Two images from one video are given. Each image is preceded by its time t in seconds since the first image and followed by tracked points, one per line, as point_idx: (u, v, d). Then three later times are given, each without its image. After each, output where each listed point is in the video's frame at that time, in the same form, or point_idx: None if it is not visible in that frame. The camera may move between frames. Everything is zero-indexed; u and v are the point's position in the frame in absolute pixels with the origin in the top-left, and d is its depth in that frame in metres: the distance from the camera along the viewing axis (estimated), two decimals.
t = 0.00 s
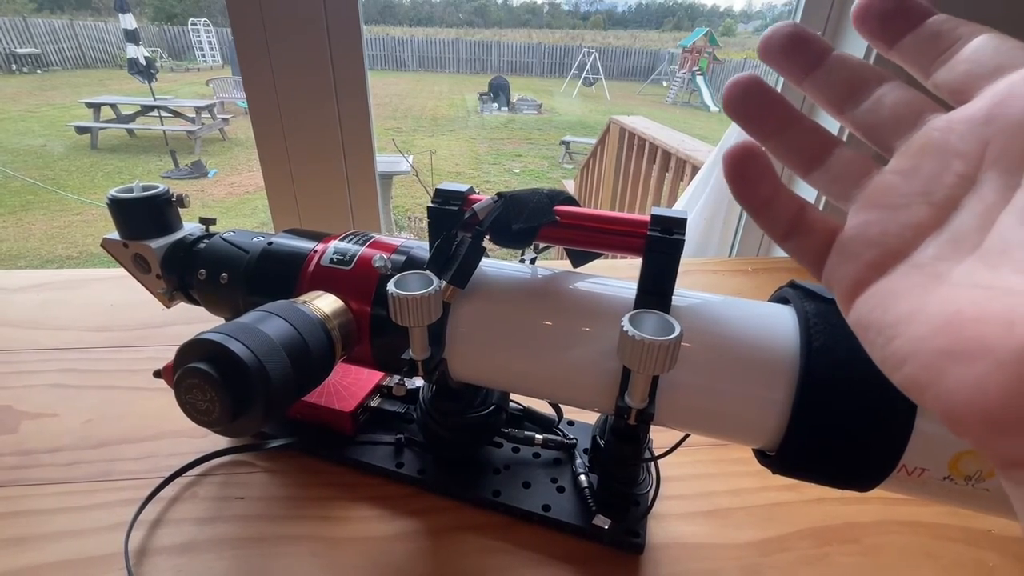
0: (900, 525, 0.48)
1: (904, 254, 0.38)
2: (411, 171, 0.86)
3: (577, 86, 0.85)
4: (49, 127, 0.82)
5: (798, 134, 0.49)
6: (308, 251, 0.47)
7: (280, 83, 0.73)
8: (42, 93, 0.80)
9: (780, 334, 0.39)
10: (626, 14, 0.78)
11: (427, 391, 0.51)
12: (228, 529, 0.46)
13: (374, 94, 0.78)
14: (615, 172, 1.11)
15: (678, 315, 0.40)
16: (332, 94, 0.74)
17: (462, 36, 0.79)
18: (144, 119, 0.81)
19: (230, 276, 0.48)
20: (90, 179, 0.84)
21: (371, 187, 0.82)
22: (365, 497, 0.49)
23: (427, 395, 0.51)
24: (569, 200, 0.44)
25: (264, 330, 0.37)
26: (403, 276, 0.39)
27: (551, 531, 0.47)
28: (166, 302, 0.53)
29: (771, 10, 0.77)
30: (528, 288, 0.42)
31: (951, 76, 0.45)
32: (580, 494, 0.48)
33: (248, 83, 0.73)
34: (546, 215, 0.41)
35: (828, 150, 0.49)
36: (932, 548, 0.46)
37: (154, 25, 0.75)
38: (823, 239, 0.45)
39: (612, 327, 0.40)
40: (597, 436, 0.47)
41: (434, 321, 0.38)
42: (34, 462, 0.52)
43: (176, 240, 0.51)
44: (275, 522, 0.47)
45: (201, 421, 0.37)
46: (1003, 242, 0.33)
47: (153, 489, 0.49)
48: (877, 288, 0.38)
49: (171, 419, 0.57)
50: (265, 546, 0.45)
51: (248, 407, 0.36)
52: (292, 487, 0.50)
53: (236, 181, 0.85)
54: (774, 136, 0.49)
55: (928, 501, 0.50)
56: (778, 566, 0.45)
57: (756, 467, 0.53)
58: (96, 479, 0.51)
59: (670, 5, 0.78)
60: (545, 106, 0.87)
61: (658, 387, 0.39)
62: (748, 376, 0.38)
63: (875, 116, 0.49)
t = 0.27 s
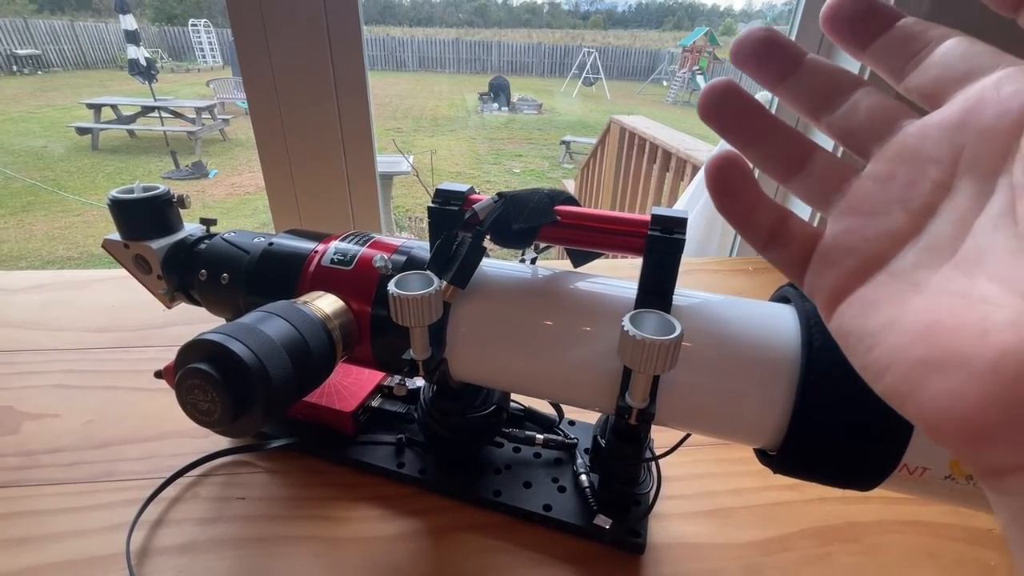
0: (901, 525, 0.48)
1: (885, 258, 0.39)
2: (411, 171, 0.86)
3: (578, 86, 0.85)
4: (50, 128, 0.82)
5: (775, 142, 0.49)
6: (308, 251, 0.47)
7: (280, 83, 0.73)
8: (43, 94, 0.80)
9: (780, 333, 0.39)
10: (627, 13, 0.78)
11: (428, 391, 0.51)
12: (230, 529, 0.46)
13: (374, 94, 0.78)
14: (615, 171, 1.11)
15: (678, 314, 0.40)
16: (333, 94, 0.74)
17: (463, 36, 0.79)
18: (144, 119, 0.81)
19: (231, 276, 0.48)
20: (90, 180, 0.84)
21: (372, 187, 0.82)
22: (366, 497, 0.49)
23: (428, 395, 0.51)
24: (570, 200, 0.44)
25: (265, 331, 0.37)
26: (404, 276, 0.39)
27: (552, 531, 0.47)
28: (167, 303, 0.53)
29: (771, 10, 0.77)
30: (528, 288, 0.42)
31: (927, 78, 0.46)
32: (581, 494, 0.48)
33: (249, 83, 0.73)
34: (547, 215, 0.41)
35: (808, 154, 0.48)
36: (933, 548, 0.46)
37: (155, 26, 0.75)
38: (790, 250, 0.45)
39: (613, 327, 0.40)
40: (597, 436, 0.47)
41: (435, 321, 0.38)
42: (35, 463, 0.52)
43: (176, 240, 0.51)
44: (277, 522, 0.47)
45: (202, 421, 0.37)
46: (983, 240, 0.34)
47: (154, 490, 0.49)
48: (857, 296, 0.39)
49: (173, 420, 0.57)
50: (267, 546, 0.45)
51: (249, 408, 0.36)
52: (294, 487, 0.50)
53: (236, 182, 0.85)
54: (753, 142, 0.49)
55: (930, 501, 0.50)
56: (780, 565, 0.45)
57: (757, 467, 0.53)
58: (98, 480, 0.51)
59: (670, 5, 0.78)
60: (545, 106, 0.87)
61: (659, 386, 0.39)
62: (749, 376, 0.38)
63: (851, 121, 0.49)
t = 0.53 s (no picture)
0: (903, 524, 0.48)
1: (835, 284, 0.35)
2: (412, 171, 0.87)
3: (577, 86, 0.85)
4: (51, 129, 0.82)
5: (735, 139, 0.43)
6: (309, 252, 0.47)
7: (281, 84, 0.73)
8: (45, 96, 0.80)
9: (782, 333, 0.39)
10: (626, 13, 0.77)
11: (429, 392, 0.51)
12: (233, 530, 0.46)
13: (374, 95, 0.78)
14: (615, 170, 1.11)
15: (680, 314, 0.40)
16: (334, 95, 0.74)
17: (463, 37, 0.79)
18: (146, 120, 0.81)
19: (233, 277, 0.48)
20: (92, 181, 0.84)
21: (373, 187, 0.82)
22: (368, 498, 0.49)
23: (430, 396, 0.51)
24: (572, 200, 0.44)
25: (267, 332, 0.37)
26: (405, 277, 0.39)
27: (554, 531, 0.47)
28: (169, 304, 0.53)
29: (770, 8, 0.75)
30: (529, 288, 0.42)
31: (870, 93, 0.39)
32: (583, 494, 0.48)
33: (249, 84, 0.73)
34: (548, 216, 0.41)
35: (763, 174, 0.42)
36: (935, 548, 0.46)
37: (156, 27, 0.75)
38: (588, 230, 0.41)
39: (615, 327, 0.40)
40: (598, 436, 0.47)
41: (437, 322, 0.38)
42: (38, 464, 0.52)
43: (177, 241, 0.51)
44: (279, 523, 0.47)
45: (204, 422, 0.37)
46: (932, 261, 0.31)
47: (157, 490, 0.49)
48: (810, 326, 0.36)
49: (175, 421, 0.57)
50: (270, 547, 0.45)
51: (252, 408, 0.36)
52: (296, 488, 0.50)
53: (238, 183, 0.85)
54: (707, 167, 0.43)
55: (932, 500, 0.50)
56: (781, 565, 0.45)
57: (759, 467, 0.53)
58: (100, 481, 0.51)
59: (669, 5, 0.77)
60: (545, 106, 0.87)
61: (661, 386, 0.39)
62: (751, 375, 0.38)
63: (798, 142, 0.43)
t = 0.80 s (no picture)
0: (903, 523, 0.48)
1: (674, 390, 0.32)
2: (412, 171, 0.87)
3: (578, 85, 0.82)
4: (52, 131, 0.82)
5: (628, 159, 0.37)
6: (309, 251, 0.47)
7: (280, 84, 0.73)
8: (45, 98, 0.80)
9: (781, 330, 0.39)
10: (626, 12, 0.75)
11: (429, 391, 0.51)
12: (232, 530, 0.46)
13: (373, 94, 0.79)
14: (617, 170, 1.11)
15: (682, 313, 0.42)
16: (333, 95, 0.74)
17: (463, 37, 0.79)
18: (147, 122, 0.81)
19: (232, 277, 0.48)
20: (93, 182, 0.84)
21: (372, 188, 0.82)
22: (367, 497, 0.49)
23: (430, 395, 0.51)
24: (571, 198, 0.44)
25: (267, 331, 0.37)
26: (403, 276, 0.39)
27: (553, 529, 0.47)
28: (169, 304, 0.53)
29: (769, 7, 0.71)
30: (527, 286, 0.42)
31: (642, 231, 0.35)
32: (583, 493, 0.48)
33: (249, 84, 0.73)
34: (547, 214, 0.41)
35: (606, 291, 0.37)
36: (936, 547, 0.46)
37: (157, 29, 0.75)
38: (471, 292, 0.36)
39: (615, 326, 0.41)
40: (598, 436, 0.48)
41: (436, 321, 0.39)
42: (38, 464, 0.53)
43: (177, 241, 0.51)
44: (279, 522, 0.47)
45: (204, 421, 0.37)
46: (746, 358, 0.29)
47: (157, 490, 0.49)
48: (680, 389, 0.32)
49: (175, 421, 0.57)
50: (269, 546, 0.45)
51: (251, 408, 0.36)
52: (296, 488, 0.50)
53: (239, 184, 0.85)
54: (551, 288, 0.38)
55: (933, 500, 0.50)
56: (781, 564, 0.45)
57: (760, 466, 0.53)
58: (100, 481, 0.51)
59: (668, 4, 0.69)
60: (546, 106, 0.84)
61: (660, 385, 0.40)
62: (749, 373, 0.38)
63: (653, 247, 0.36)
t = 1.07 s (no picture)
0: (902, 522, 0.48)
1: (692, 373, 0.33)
2: (412, 172, 0.86)
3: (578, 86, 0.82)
4: (53, 132, 0.82)
5: (531, 120, 0.35)
6: (302, 249, 0.47)
7: (277, 83, 0.73)
8: (46, 99, 0.80)
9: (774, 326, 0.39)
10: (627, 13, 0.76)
11: (423, 389, 0.51)
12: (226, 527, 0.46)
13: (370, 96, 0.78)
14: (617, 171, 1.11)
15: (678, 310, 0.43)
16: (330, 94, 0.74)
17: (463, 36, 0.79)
18: (147, 123, 0.81)
19: (225, 275, 0.48)
20: (93, 183, 0.84)
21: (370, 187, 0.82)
22: (361, 495, 0.49)
23: (424, 393, 0.51)
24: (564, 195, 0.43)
25: (257, 328, 0.37)
26: (395, 272, 0.39)
27: (548, 527, 0.46)
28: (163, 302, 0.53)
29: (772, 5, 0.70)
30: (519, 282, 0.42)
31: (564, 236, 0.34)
32: (577, 491, 0.47)
33: (247, 84, 0.73)
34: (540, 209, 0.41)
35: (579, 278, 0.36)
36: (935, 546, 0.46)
37: (157, 30, 0.75)
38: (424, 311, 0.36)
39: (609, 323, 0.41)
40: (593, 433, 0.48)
41: (428, 316, 0.38)
42: (35, 462, 0.53)
43: (172, 239, 0.51)
44: (273, 520, 0.47)
45: (194, 418, 0.37)
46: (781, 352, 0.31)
47: (151, 488, 0.49)
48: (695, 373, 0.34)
49: (171, 420, 0.57)
50: (263, 544, 0.45)
51: (241, 404, 0.36)
52: (290, 485, 0.50)
53: (239, 185, 0.85)
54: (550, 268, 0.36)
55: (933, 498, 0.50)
56: (777, 561, 0.44)
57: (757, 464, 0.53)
58: (95, 479, 0.51)
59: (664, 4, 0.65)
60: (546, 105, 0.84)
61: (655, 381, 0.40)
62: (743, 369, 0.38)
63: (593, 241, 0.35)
